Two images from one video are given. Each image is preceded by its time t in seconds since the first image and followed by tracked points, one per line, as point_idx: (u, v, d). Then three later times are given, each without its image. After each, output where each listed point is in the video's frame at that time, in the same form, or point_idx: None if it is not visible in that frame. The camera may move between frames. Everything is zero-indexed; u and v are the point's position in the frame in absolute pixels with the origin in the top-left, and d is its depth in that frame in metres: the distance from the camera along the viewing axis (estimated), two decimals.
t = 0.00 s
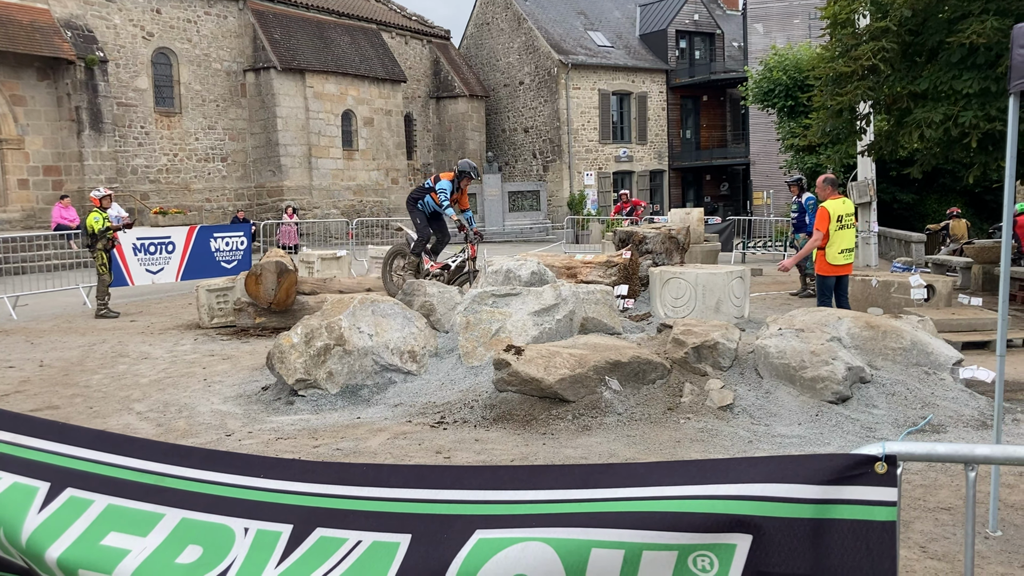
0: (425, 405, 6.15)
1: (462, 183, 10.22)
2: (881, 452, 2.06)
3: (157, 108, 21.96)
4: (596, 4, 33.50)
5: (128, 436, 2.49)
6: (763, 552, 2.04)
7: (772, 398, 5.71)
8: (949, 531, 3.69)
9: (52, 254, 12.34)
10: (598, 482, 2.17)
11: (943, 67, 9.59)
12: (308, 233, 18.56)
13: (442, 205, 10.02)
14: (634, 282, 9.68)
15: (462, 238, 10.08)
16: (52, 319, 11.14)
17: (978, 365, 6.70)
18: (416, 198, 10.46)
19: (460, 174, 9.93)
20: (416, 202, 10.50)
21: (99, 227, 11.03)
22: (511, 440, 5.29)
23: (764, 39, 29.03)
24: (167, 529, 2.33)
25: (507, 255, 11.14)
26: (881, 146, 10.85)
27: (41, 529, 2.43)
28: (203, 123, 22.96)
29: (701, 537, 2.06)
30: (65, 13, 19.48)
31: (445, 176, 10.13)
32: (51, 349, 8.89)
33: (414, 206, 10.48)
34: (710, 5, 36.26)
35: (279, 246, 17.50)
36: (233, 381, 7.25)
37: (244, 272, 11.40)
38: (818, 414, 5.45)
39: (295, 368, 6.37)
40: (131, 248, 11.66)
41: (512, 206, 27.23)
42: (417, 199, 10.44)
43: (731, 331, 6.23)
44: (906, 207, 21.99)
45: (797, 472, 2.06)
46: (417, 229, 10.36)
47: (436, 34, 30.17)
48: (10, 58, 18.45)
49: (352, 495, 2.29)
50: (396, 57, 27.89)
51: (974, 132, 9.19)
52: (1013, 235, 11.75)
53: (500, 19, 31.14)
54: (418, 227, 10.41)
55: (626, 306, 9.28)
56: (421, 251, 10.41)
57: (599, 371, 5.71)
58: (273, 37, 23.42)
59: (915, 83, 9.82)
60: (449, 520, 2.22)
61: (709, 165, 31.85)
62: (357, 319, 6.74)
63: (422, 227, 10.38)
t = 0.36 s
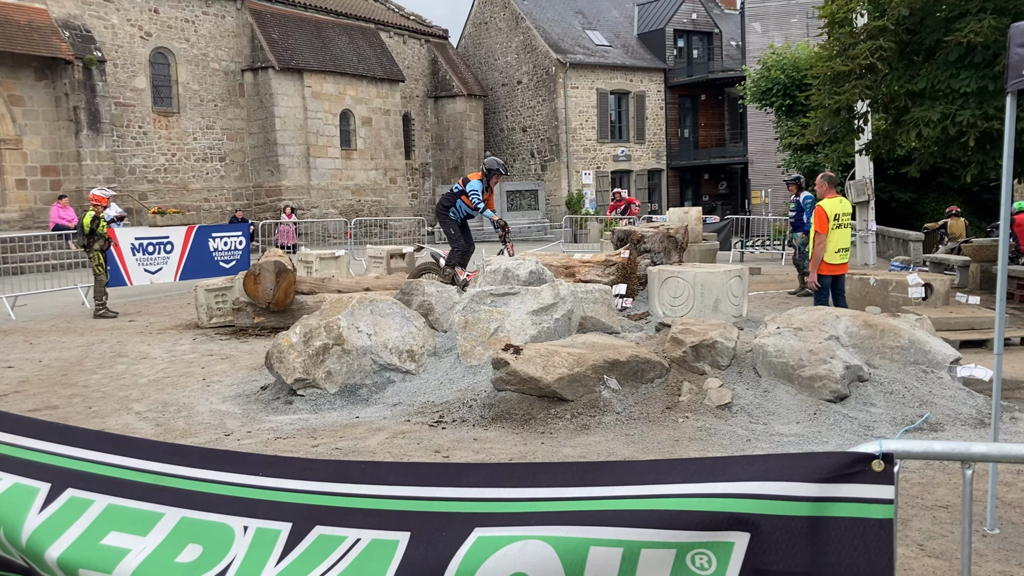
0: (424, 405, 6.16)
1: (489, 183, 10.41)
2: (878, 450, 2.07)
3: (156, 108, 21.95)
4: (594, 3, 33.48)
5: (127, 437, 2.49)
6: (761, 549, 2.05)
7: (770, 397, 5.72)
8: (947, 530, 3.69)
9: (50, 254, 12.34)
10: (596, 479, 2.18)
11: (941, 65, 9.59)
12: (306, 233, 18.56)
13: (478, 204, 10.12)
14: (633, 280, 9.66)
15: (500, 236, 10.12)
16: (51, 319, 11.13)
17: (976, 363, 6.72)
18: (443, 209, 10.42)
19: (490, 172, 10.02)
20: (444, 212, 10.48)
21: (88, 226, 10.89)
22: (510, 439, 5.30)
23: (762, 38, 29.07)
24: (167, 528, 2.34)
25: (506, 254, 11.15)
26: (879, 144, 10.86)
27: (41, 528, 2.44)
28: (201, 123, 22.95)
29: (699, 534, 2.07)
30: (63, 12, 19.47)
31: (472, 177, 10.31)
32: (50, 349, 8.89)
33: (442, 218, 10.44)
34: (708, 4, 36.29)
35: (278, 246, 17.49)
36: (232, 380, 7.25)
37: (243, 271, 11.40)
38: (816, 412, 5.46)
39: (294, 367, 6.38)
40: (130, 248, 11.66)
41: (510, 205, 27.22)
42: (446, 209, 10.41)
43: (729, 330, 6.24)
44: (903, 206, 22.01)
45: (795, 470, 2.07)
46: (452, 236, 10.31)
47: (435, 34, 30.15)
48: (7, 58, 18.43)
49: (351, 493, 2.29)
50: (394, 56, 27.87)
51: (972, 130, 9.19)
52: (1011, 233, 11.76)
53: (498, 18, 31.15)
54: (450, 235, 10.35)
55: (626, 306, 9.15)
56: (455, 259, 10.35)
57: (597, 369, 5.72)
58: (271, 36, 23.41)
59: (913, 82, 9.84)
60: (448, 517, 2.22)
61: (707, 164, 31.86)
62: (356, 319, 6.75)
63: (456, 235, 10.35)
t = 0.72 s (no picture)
0: (422, 405, 6.16)
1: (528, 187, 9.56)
2: (875, 448, 2.08)
3: (152, 108, 21.92)
4: (590, 3, 33.49)
5: (124, 437, 2.49)
6: (759, 548, 2.05)
7: (767, 396, 5.73)
8: (943, 528, 3.70)
9: (48, 254, 12.36)
10: (592, 478, 2.18)
11: (937, 64, 9.61)
12: (303, 233, 18.55)
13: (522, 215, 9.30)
14: (630, 280, 9.73)
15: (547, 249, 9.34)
16: (47, 320, 11.11)
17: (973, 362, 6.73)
18: (481, 224, 9.59)
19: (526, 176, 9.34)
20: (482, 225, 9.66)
21: (84, 226, 10.88)
22: (508, 439, 5.31)
23: (759, 37, 29.08)
24: (165, 529, 2.35)
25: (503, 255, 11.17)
26: (875, 144, 10.86)
27: (39, 529, 2.44)
28: (197, 123, 22.92)
29: (696, 533, 2.08)
30: (59, 13, 19.44)
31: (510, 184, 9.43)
32: (47, 350, 8.88)
33: (480, 232, 9.61)
34: (705, 3, 36.31)
35: (275, 246, 17.46)
36: (229, 381, 7.25)
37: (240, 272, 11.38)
38: (813, 411, 5.47)
39: (292, 368, 6.40)
40: (126, 249, 11.67)
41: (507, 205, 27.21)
42: (484, 222, 9.59)
43: (727, 329, 6.24)
44: (900, 205, 22.04)
45: (792, 470, 2.07)
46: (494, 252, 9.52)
47: (431, 33, 30.13)
48: (3, 59, 18.39)
49: (348, 494, 2.29)
50: (390, 56, 27.86)
51: (968, 129, 9.21)
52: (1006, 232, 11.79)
53: (495, 18, 31.15)
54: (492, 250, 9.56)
55: (621, 305, 8.98)
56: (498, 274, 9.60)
57: (595, 369, 5.73)
58: (267, 37, 23.39)
59: (909, 81, 9.85)
60: (446, 517, 2.23)
61: (704, 163, 31.88)
62: (353, 318, 6.75)
63: (499, 249, 9.56)
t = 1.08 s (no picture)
0: (417, 405, 6.15)
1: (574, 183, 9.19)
2: (867, 447, 2.07)
3: (147, 109, 21.87)
4: (585, 3, 33.51)
5: (118, 438, 2.48)
6: (751, 547, 2.06)
7: (763, 395, 5.73)
8: (937, 526, 3.71)
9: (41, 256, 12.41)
10: (586, 479, 2.18)
11: (931, 64, 9.64)
12: (299, 233, 18.53)
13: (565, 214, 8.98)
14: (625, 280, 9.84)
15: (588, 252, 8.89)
16: (41, 321, 11.07)
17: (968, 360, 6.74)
18: (524, 218, 9.31)
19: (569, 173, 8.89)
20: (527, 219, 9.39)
21: (76, 231, 10.83)
22: (503, 439, 5.31)
23: (754, 36, 29.10)
24: (158, 530, 2.34)
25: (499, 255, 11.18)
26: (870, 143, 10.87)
27: (32, 530, 2.44)
28: (192, 123, 22.87)
29: (690, 532, 2.08)
30: (54, 13, 19.39)
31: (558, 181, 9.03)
32: (42, 351, 8.85)
33: (523, 226, 9.35)
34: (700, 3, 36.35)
35: (270, 246, 17.44)
36: (224, 381, 7.24)
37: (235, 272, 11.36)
38: (808, 410, 5.48)
39: (287, 368, 6.38)
40: (121, 249, 11.67)
41: (503, 205, 27.22)
42: (527, 217, 9.31)
43: (722, 329, 6.25)
44: (895, 204, 22.09)
45: (786, 469, 2.07)
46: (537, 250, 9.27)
47: (427, 33, 30.11)
48: None
49: (342, 495, 2.29)
50: (386, 56, 27.83)
51: (962, 129, 9.22)
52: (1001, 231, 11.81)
53: (490, 18, 31.15)
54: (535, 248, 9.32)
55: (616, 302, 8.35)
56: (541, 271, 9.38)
57: (590, 369, 5.72)
58: (262, 37, 23.35)
59: (904, 80, 9.87)
60: (440, 518, 2.22)
61: (700, 163, 31.93)
62: (349, 319, 6.74)
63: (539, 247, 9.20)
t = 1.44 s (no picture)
0: (411, 405, 6.14)
1: (614, 186, 9.32)
2: (857, 446, 2.07)
3: (140, 109, 21.80)
4: (579, 3, 33.52)
5: (106, 442, 2.48)
6: (742, 547, 2.06)
7: (756, 394, 5.74)
8: (930, 525, 3.71)
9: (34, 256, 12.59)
10: (576, 479, 2.18)
11: (923, 63, 9.67)
12: (292, 233, 18.49)
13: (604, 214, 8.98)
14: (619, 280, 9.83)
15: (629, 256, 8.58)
16: (33, 322, 11.02)
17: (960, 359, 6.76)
18: (562, 218, 9.31)
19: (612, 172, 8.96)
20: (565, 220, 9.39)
21: (60, 231, 10.69)
22: (496, 439, 5.30)
23: (747, 36, 29.14)
24: (146, 533, 2.35)
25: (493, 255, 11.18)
26: (862, 143, 10.89)
27: (20, 534, 2.46)
28: (186, 124, 22.81)
29: (680, 532, 2.08)
30: (45, 13, 19.30)
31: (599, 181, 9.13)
32: (34, 352, 8.82)
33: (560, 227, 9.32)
34: (693, 3, 36.41)
35: (263, 247, 17.40)
36: (217, 382, 7.21)
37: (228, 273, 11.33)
38: (801, 409, 5.48)
39: (280, 369, 6.36)
40: (114, 250, 11.67)
41: (497, 205, 27.20)
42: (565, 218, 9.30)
43: (715, 328, 6.25)
44: (889, 203, 22.14)
45: (777, 468, 2.07)
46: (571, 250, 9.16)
47: (420, 33, 30.08)
48: None
49: (332, 495, 2.28)
50: (379, 56, 27.79)
51: (954, 128, 9.24)
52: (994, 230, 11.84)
53: (484, 18, 31.13)
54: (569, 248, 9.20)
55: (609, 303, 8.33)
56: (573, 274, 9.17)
57: (584, 368, 5.72)
58: (255, 37, 23.30)
59: (896, 80, 9.89)
60: (429, 518, 2.22)
61: (693, 162, 31.95)
62: (342, 319, 6.72)
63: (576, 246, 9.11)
